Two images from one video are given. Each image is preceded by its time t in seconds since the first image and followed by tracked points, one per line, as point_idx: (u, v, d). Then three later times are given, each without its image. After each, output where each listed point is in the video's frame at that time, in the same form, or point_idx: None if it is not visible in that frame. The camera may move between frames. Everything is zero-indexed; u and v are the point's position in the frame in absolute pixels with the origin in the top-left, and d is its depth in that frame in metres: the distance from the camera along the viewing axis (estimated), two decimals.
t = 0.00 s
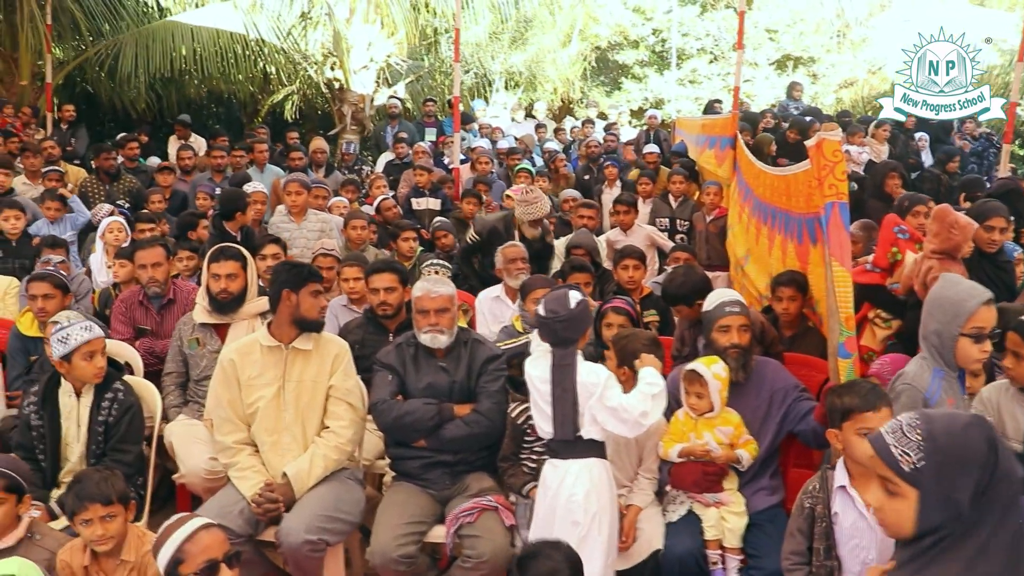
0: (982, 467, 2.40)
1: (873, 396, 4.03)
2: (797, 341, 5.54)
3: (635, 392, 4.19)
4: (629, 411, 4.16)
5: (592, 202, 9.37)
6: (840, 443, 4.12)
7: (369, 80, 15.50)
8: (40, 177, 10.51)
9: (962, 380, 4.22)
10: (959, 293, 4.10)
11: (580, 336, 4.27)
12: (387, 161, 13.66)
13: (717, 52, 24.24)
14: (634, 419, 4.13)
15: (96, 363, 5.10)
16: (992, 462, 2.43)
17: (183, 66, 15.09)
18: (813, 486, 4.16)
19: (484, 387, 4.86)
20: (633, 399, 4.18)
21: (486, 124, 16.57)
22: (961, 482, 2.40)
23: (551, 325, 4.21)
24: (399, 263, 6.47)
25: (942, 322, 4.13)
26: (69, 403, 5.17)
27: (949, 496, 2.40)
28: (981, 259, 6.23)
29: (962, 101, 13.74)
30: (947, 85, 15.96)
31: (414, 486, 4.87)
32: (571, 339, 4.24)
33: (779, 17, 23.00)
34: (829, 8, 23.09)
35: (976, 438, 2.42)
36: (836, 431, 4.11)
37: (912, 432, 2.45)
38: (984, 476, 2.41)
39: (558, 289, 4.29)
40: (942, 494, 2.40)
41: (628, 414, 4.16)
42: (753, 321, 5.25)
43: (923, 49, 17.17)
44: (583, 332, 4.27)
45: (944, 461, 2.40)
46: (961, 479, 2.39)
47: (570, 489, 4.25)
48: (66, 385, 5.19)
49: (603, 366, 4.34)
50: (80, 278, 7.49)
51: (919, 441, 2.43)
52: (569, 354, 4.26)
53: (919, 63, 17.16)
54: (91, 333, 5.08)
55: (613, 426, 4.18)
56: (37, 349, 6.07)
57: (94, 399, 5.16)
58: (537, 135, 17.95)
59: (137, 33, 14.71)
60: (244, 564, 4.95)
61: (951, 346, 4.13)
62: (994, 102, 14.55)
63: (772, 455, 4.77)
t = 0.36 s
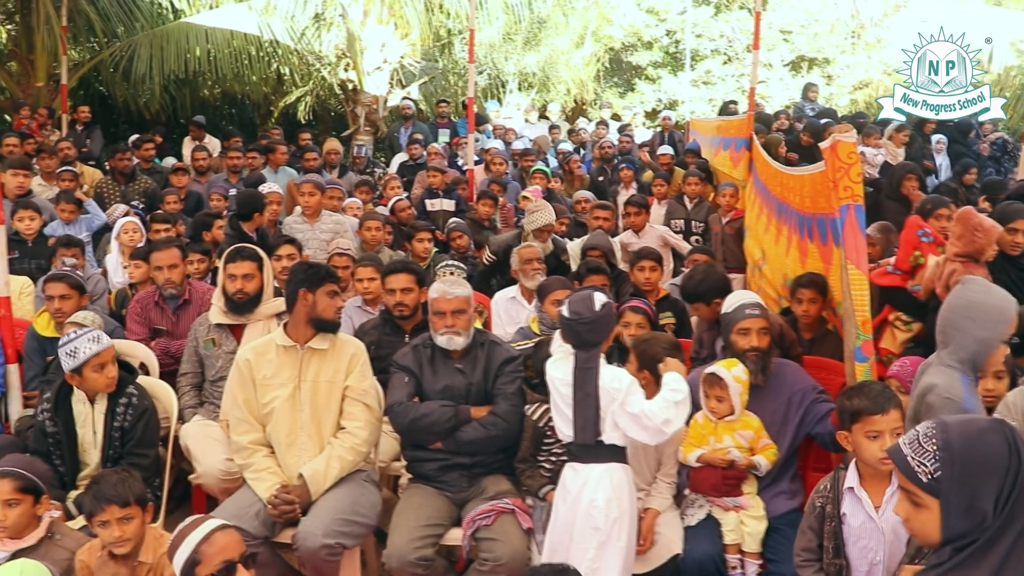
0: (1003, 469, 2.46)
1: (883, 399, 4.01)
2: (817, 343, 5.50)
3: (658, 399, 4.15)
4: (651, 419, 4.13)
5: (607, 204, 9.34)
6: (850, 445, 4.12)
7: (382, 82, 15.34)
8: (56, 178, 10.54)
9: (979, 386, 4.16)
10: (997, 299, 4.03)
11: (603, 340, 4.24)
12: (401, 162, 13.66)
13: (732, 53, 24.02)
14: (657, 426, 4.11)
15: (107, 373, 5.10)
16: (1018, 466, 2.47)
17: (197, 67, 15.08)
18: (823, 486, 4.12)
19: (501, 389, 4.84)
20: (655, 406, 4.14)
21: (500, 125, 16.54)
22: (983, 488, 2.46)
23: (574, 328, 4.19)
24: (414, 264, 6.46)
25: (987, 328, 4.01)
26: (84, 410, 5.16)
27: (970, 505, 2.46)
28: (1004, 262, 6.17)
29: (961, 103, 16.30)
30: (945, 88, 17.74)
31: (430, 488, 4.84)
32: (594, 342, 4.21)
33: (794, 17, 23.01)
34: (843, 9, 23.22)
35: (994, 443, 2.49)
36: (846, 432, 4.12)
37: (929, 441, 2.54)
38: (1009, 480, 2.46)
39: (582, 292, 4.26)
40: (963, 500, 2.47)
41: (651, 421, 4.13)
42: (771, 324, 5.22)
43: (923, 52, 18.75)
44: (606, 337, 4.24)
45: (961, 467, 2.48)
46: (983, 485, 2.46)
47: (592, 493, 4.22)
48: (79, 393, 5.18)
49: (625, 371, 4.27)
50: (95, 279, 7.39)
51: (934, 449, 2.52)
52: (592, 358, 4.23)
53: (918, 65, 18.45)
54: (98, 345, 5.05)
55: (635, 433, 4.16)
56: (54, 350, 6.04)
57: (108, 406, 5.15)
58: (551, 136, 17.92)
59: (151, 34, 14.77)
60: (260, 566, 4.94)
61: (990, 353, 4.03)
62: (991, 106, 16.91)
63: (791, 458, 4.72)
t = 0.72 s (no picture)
0: (1006, 469, 2.72)
1: (896, 399, 3.96)
2: (836, 346, 5.46)
3: (676, 406, 4.11)
4: (668, 425, 4.08)
5: (624, 204, 9.31)
6: (863, 444, 4.07)
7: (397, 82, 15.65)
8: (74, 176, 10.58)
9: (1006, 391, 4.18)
10: None
11: (625, 342, 4.23)
12: (417, 162, 13.67)
13: (748, 54, 23.80)
14: (673, 433, 4.06)
15: (122, 383, 5.05)
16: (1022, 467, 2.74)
17: (212, 66, 14.99)
18: (837, 486, 4.07)
19: (518, 390, 4.82)
20: (673, 413, 4.10)
21: (515, 125, 16.54)
22: (989, 488, 2.72)
23: (595, 329, 4.18)
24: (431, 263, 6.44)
25: None
26: (100, 416, 5.14)
27: (977, 506, 2.73)
28: None
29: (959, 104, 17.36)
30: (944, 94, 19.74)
31: (447, 488, 4.84)
32: (615, 345, 4.19)
33: (809, 18, 22.79)
34: (859, 11, 23.13)
35: (998, 446, 2.75)
36: (859, 432, 4.08)
37: (935, 445, 2.83)
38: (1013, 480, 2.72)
39: (604, 292, 4.24)
40: (973, 500, 2.74)
41: (668, 427, 4.08)
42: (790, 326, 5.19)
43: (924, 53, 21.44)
44: (628, 339, 4.22)
45: (968, 470, 2.74)
46: (988, 487, 2.72)
47: (610, 495, 4.19)
48: (94, 399, 5.14)
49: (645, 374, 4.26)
50: (114, 277, 7.59)
51: (942, 453, 2.80)
52: (612, 361, 4.21)
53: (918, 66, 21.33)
54: (112, 356, 4.98)
55: (652, 439, 4.12)
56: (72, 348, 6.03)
57: (124, 411, 5.14)
58: (567, 136, 17.91)
59: (167, 34, 14.61)
60: (275, 565, 4.92)
61: None
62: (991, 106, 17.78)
63: (810, 461, 4.68)
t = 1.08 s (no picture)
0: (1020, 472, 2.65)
1: (916, 400, 3.92)
2: (856, 349, 5.48)
3: (688, 409, 4.06)
4: (678, 429, 4.05)
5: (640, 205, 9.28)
6: (884, 445, 4.04)
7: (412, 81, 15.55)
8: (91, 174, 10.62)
9: None
10: None
11: (642, 344, 4.21)
12: (432, 161, 13.69)
13: (762, 55, 24.05)
14: (683, 437, 4.03)
15: (140, 388, 5.06)
16: None
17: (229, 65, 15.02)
18: (858, 487, 4.07)
19: (536, 390, 4.81)
20: (684, 416, 4.06)
21: (530, 125, 16.53)
22: (1000, 491, 2.67)
23: (611, 330, 4.17)
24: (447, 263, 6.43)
25: None
26: (118, 419, 5.13)
27: (990, 508, 2.68)
28: None
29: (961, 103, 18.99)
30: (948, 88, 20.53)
31: (464, 489, 4.82)
32: (631, 347, 4.18)
33: (826, 20, 22.76)
34: (875, 12, 23.06)
35: (1010, 447, 2.68)
36: (880, 433, 4.05)
37: (948, 446, 2.77)
38: None
39: (623, 293, 4.23)
40: (985, 502, 2.68)
41: (678, 431, 4.05)
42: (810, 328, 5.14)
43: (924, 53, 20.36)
44: (645, 342, 4.20)
45: (979, 472, 2.69)
46: (1000, 489, 2.66)
47: (624, 496, 4.17)
48: (111, 403, 5.13)
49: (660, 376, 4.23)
50: (131, 274, 7.59)
51: (955, 454, 2.74)
52: (627, 362, 4.21)
53: (919, 65, 20.34)
54: (129, 362, 4.97)
55: (663, 442, 4.09)
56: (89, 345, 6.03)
57: (142, 415, 5.13)
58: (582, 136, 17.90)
59: (183, 32, 14.60)
60: (292, 565, 4.91)
61: None
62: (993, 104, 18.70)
63: (829, 464, 4.65)
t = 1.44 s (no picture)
0: None
1: (943, 404, 3.91)
2: (875, 352, 5.41)
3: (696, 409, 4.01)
4: (683, 429, 4.00)
5: (655, 206, 9.24)
6: (912, 451, 4.02)
7: (428, 80, 15.49)
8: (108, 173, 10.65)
9: None
10: None
11: (655, 346, 4.18)
12: (446, 160, 13.69)
13: (778, 55, 24.05)
14: (687, 437, 3.97)
15: (161, 392, 5.08)
16: None
17: (245, 64, 15.08)
18: (886, 491, 4.04)
19: (554, 391, 4.80)
20: (690, 417, 4.01)
21: (545, 125, 16.51)
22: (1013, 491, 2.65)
23: (622, 332, 4.15)
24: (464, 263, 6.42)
25: None
26: (137, 422, 5.14)
27: (1003, 506, 2.66)
28: None
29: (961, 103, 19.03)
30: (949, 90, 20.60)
31: (483, 489, 4.81)
32: (644, 348, 4.15)
33: (842, 20, 22.72)
34: (892, 11, 22.85)
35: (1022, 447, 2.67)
36: (908, 438, 4.02)
37: (961, 444, 2.75)
38: None
39: (639, 293, 4.19)
40: (996, 501, 2.66)
41: (683, 431, 4.01)
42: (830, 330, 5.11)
43: (923, 52, 20.29)
44: (658, 343, 4.16)
45: (993, 470, 2.67)
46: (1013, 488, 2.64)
47: (635, 495, 4.16)
48: (131, 407, 5.15)
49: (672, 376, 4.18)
50: (148, 273, 7.61)
51: (968, 452, 2.72)
52: (637, 364, 4.19)
53: (918, 64, 20.29)
54: (149, 367, 4.99)
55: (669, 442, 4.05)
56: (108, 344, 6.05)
57: (162, 418, 5.14)
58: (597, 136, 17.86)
59: (200, 31, 14.68)
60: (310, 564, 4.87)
61: None
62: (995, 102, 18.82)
63: (849, 466, 4.63)
